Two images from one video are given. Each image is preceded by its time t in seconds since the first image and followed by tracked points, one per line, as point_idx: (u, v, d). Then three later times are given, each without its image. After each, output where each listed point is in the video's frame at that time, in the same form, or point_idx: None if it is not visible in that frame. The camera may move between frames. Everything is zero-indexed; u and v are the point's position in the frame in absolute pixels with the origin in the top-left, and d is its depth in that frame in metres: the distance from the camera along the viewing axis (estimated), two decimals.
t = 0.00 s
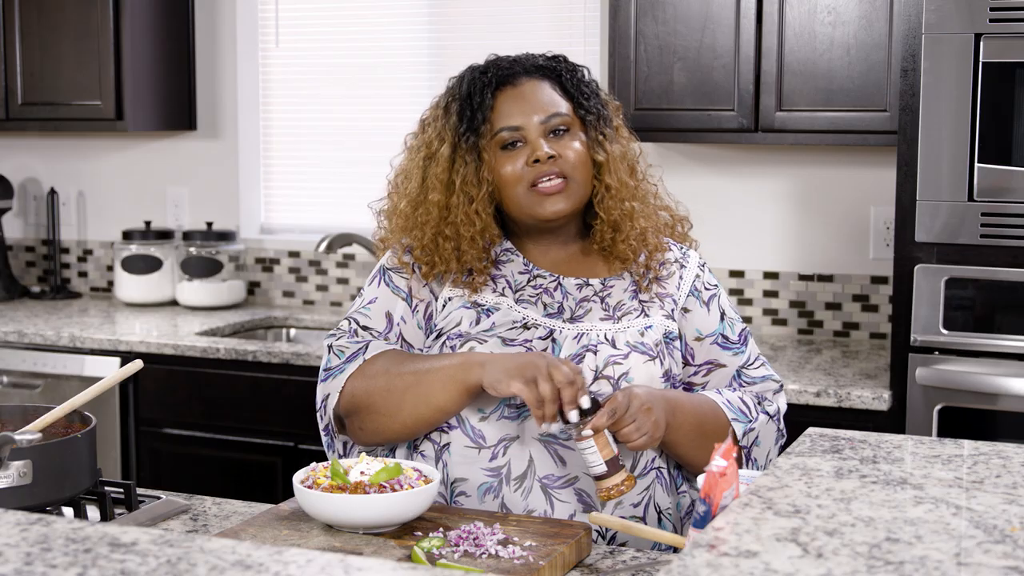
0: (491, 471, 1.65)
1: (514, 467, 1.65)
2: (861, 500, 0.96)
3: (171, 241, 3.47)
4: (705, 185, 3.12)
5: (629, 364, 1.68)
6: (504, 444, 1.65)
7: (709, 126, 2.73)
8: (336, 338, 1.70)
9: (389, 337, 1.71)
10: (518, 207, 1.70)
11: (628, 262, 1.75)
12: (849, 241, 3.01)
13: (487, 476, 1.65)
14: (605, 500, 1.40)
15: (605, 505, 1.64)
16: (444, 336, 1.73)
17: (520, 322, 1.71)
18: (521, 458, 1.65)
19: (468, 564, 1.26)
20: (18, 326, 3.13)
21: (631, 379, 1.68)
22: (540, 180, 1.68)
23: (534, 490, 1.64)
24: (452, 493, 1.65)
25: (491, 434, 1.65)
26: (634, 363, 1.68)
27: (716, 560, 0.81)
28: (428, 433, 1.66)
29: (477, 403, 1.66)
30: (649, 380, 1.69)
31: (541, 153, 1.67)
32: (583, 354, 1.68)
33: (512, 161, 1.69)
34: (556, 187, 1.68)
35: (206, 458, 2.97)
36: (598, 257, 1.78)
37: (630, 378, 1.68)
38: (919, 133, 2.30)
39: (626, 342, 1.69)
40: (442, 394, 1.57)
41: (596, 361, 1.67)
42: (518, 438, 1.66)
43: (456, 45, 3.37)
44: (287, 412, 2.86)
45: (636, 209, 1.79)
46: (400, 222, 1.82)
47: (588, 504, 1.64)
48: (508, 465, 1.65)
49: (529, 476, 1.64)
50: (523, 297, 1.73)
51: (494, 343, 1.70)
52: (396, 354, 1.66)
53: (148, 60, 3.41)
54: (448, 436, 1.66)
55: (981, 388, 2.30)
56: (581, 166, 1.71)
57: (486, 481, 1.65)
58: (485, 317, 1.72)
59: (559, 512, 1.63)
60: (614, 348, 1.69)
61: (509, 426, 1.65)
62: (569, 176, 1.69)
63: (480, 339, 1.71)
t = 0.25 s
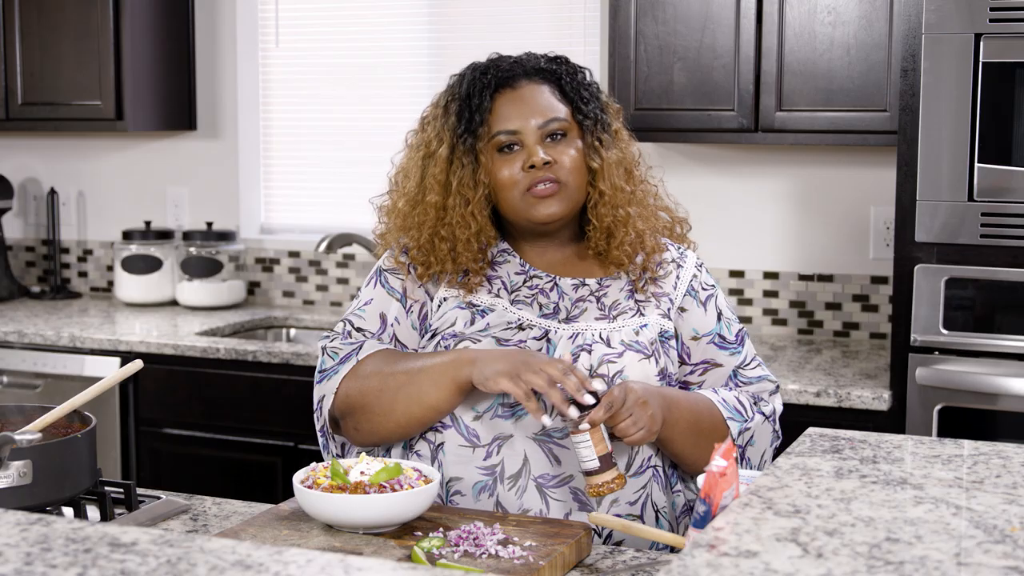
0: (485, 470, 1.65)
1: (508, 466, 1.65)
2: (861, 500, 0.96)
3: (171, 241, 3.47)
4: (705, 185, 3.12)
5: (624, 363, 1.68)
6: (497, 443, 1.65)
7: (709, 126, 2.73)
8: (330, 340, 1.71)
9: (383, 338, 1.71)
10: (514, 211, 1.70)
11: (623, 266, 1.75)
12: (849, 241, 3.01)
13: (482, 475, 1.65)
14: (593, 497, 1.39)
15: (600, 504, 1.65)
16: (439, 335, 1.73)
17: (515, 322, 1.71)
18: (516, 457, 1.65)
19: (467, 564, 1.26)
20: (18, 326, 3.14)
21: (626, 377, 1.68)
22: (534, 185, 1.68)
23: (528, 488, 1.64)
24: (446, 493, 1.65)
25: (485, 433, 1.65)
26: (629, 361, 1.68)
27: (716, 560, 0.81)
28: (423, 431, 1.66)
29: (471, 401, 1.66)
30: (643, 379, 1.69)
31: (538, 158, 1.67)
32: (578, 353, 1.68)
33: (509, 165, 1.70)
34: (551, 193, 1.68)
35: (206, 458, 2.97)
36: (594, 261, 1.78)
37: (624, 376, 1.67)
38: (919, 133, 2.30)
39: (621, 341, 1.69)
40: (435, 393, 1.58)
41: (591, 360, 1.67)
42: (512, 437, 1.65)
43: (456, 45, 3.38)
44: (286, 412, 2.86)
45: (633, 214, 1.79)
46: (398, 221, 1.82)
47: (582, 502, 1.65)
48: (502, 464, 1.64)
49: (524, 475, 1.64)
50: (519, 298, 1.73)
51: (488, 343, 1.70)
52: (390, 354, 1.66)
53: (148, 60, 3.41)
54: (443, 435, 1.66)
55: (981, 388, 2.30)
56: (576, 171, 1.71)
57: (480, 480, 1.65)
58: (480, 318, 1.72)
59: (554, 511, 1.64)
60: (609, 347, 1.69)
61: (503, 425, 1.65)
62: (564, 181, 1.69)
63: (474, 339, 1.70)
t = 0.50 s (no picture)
0: (480, 468, 1.65)
1: (503, 465, 1.65)
2: (861, 500, 0.96)
3: (171, 241, 3.47)
4: (705, 185, 3.12)
5: (618, 361, 1.67)
6: (492, 442, 1.65)
7: (709, 126, 2.73)
8: (325, 342, 1.71)
9: (378, 338, 1.71)
10: (511, 202, 1.71)
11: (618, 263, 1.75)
12: (849, 242, 3.01)
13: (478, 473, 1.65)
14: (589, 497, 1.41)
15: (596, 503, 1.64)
16: (434, 335, 1.73)
17: (510, 321, 1.70)
18: (510, 455, 1.65)
19: (467, 564, 1.26)
20: (18, 326, 3.14)
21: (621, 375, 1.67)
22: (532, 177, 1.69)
23: (523, 487, 1.64)
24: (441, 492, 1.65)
25: (480, 432, 1.65)
26: (623, 360, 1.68)
27: (716, 560, 0.81)
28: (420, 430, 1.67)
29: (466, 400, 1.66)
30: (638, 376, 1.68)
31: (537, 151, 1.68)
32: (573, 352, 1.67)
33: (509, 157, 1.70)
34: (549, 187, 1.68)
35: (206, 458, 2.97)
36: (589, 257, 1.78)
37: (619, 374, 1.67)
38: (919, 133, 2.30)
39: (616, 340, 1.69)
40: (429, 392, 1.57)
41: (585, 359, 1.67)
42: (506, 436, 1.65)
43: (456, 45, 3.38)
44: (286, 412, 2.86)
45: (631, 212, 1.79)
46: (399, 215, 1.83)
47: (578, 501, 1.64)
48: (497, 463, 1.64)
49: (519, 473, 1.64)
50: (514, 296, 1.73)
51: (483, 342, 1.69)
52: (385, 353, 1.67)
53: (148, 60, 3.41)
54: (438, 434, 1.66)
55: (981, 388, 2.30)
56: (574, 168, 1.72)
57: (476, 479, 1.65)
58: (474, 317, 1.71)
59: (550, 510, 1.64)
60: (603, 346, 1.68)
61: (497, 424, 1.65)
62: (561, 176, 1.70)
63: (469, 339, 1.69)
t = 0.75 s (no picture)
0: (477, 464, 1.65)
1: (499, 461, 1.65)
2: (861, 500, 0.96)
3: (171, 240, 3.47)
4: (705, 185, 3.12)
5: (613, 356, 1.69)
6: (488, 437, 1.65)
7: (709, 126, 2.73)
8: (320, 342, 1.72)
9: (373, 337, 1.73)
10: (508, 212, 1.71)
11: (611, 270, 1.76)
12: (849, 241, 3.01)
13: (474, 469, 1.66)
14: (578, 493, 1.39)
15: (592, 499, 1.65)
16: (428, 333, 1.74)
17: (505, 319, 1.72)
18: (506, 451, 1.65)
19: (467, 564, 1.26)
20: (18, 326, 3.14)
21: (616, 370, 1.69)
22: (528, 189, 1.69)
23: (519, 482, 1.64)
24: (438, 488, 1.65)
25: (476, 428, 1.65)
26: (618, 355, 1.69)
27: (715, 559, 0.81)
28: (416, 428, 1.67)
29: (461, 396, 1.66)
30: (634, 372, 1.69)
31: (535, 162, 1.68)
32: (568, 347, 1.69)
33: (507, 166, 1.70)
34: (543, 202, 1.70)
35: (206, 458, 2.97)
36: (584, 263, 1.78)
37: (615, 369, 1.69)
38: (919, 133, 2.30)
39: (610, 335, 1.71)
40: (421, 387, 1.58)
41: (581, 354, 1.68)
42: (502, 432, 1.65)
43: (455, 45, 3.38)
44: (286, 412, 2.86)
45: (628, 220, 1.79)
46: (397, 213, 1.82)
47: (575, 497, 1.64)
48: (493, 459, 1.65)
49: (515, 469, 1.65)
50: (509, 295, 1.74)
51: (478, 339, 1.71)
52: (379, 351, 1.67)
53: (148, 60, 3.41)
54: (433, 431, 1.66)
55: (980, 388, 2.30)
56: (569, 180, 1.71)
57: (473, 474, 1.65)
58: (469, 314, 1.73)
59: (547, 506, 1.64)
60: (599, 341, 1.70)
61: (493, 420, 1.65)
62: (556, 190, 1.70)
63: (464, 336, 1.71)
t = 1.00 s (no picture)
0: (478, 464, 1.65)
1: (500, 460, 1.65)
2: (862, 500, 0.96)
3: (171, 241, 3.47)
4: (705, 185, 3.12)
5: (612, 354, 1.69)
6: (489, 437, 1.65)
7: (709, 126, 2.73)
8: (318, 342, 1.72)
9: (371, 336, 1.73)
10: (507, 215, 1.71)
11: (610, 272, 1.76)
12: (849, 241, 3.01)
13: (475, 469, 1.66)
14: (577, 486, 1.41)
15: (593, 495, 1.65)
16: (427, 333, 1.75)
17: (503, 318, 1.72)
18: (507, 450, 1.65)
19: (467, 564, 1.26)
20: (18, 326, 3.14)
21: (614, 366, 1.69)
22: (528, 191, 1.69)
23: (520, 481, 1.64)
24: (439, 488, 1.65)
25: (477, 428, 1.65)
26: (617, 352, 1.70)
27: (716, 560, 0.81)
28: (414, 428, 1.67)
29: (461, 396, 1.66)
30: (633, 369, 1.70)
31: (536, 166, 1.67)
32: (566, 346, 1.70)
33: (507, 168, 1.70)
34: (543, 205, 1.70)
35: (206, 458, 2.97)
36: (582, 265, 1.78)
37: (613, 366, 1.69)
38: (919, 134, 2.30)
39: (609, 333, 1.71)
40: (423, 388, 1.58)
41: (580, 352, 1.69)
42: (503, 431, 1.65)
43: (455, 45, 3.38)
44: (286, 412, 2.86)
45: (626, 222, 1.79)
46: (395, 213, 1.81)
47: (576, 494, 1.64)
48: (494, 458, 1.65)
49: (516, 468, 1.65)
50: (506, 294, 1.75)
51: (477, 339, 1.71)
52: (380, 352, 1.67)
53: (148, 60, 3.41)
54: (434, 431, 1.66)
55: (980, 388, 2.30)
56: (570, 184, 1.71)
57: (474, 474, 1.65)
58: (468, 314, 1.73)
59: (548, 505, 1.64)
60: (598, 339, 1.70)
61: (494, 419, 1.65)
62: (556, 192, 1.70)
63: (464, 336, 1.72)
